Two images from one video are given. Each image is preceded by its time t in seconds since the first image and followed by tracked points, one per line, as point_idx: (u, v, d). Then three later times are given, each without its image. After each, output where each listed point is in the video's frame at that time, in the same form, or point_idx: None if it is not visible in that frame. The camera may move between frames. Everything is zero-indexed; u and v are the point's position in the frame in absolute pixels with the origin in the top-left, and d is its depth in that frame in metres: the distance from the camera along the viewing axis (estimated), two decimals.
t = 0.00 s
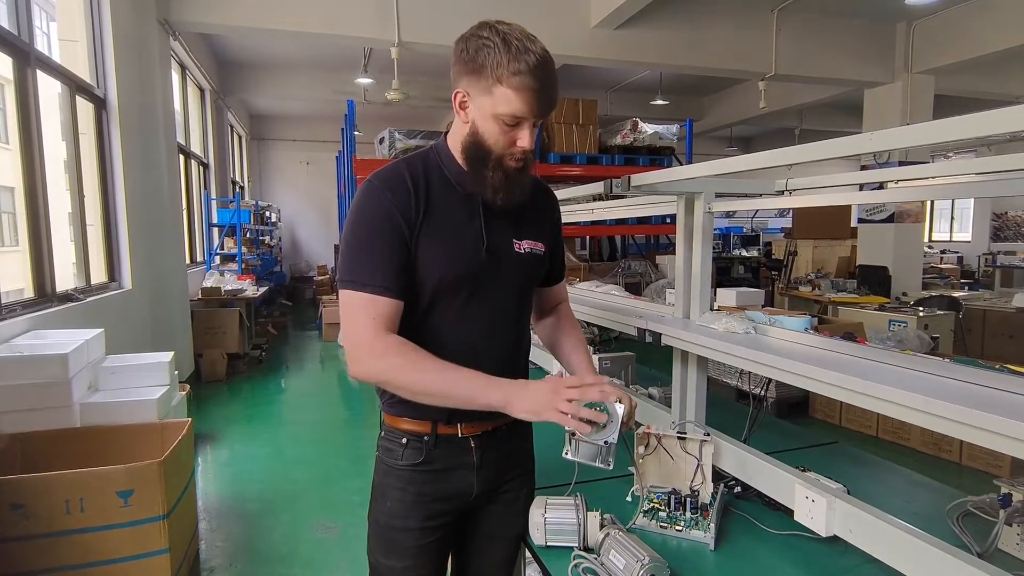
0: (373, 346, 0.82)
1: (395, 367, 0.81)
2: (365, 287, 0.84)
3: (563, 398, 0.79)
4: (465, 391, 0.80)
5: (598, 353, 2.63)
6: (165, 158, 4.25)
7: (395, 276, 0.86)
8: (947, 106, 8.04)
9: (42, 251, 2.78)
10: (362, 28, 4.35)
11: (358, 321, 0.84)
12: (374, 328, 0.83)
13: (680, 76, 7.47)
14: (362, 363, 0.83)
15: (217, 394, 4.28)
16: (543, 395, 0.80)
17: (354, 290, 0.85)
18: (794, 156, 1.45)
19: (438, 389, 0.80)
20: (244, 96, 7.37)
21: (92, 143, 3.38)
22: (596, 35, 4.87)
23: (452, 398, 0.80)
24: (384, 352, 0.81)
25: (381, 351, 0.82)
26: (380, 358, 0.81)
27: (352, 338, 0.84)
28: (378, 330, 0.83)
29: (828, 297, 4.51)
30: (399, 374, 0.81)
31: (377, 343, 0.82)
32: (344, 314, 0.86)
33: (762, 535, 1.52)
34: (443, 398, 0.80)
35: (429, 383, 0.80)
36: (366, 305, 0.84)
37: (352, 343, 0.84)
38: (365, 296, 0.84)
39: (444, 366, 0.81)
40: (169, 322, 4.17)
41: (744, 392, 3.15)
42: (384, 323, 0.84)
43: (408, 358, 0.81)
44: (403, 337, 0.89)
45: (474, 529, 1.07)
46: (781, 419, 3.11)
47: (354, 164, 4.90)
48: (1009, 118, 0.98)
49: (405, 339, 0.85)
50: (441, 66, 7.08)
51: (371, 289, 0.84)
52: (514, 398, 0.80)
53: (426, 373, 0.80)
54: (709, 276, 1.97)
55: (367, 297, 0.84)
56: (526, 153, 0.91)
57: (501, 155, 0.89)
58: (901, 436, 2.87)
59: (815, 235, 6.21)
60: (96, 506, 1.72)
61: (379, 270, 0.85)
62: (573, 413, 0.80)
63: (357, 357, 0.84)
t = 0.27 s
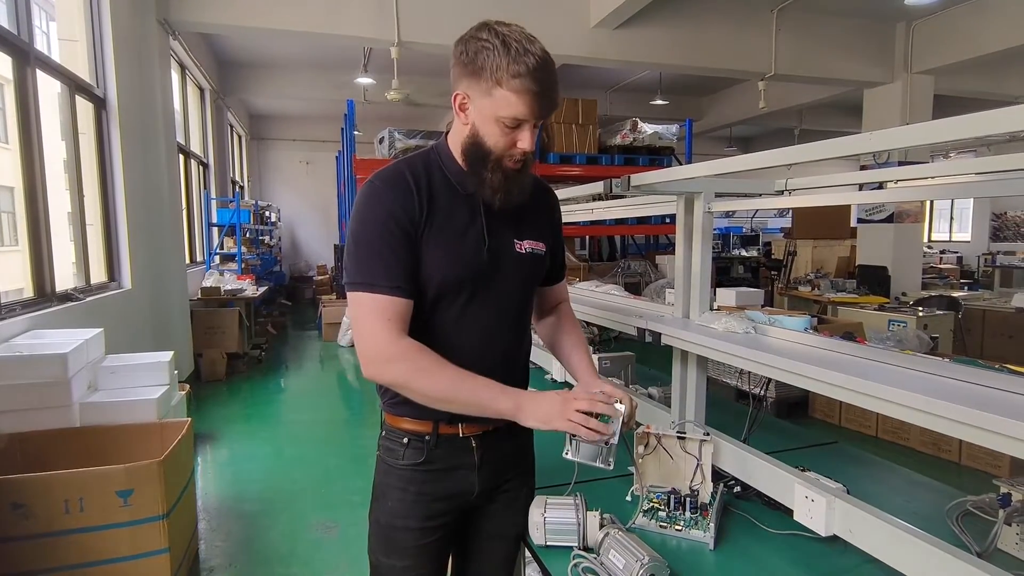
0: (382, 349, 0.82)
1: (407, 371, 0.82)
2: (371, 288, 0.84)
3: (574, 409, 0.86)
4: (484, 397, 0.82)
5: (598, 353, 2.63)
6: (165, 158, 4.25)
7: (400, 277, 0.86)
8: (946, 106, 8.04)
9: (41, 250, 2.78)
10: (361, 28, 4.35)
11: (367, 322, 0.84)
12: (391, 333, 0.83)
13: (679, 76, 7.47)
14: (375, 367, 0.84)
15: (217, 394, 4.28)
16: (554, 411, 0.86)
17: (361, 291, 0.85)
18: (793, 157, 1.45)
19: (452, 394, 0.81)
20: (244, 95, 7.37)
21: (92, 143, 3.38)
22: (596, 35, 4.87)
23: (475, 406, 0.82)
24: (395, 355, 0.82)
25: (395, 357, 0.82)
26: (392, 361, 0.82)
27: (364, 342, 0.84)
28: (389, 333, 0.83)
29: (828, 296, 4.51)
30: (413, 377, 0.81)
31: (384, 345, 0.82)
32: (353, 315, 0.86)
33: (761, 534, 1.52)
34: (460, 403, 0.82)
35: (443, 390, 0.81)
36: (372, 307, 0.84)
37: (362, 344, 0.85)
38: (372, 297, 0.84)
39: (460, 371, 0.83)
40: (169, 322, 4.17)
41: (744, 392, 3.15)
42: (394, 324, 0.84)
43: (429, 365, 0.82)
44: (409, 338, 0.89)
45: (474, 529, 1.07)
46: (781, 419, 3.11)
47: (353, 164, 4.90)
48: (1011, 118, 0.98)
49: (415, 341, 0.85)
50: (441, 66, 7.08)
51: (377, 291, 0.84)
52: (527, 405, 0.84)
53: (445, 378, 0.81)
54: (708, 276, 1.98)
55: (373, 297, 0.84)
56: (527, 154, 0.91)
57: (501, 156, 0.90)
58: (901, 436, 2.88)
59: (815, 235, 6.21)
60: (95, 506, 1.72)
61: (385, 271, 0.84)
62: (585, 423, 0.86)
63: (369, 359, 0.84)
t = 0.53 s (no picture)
0: (377, 346, 0.82)
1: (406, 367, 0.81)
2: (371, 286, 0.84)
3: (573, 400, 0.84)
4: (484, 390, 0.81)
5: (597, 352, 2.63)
6: (164, 158, 4.25)
7: (401, 276, 0.85)
8: (945, 105, 8.04)
9: (40, 250, 2.78)
10: (360, 28, 4.34)
11: (366, 320, 0.84)
12: (391, 331, 0.83)
13: (678, 76, 7.47)
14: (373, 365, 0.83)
15: (216, 394, 4.27)
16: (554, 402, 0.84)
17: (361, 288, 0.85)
18: (792, 156, 1.45)
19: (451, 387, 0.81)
20: (243, 95, 7.37)
21: (90, 142, 3.38)
22: (596, 34, 4.87)
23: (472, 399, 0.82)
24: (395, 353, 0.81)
25: (393, 355, 0.81)
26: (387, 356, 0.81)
27: (361, 340, 0.84)
28: (387, 330, 0.83)
29: (827, 296, 4.51)
30: (412, 375, 0.81)
31: (381, 342, 0.82)
32: (350, 313, 0.86)
33: (760, 534, 1.52)
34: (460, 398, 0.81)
35: (442, 385, 0.81)
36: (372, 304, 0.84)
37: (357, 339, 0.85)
38: (371, 294, 0.84)
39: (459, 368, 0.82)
40: (168, 322, 4.17)
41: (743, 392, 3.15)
42: (392, 323, 0.84)
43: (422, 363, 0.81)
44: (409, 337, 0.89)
45: (474, 528, 1.07)
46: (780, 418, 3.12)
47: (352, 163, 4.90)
48: (1012, 117, 0.98)
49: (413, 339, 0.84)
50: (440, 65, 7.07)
51: (377, 289, 0.84)
52: (525, 399, 0.83)
53: (441, 373, 0.81)
54: (707, 276, 1.97)
55: (372, 295, 0.84)
56: (525, 148, 0.90)
57: (498, 149, 0.88)
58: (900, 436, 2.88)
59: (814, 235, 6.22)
60: (95, 505, 1.72)
61: (384, 268, 0.84)
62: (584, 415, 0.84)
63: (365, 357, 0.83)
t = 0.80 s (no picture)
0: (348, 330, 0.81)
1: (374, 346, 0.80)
2: (364, 280, 0.83)
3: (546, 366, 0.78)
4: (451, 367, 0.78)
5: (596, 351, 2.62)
6: (163, 158, 4.25)
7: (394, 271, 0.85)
8: (944, 105, 8.05)
9: (40, 250, 2.77)
10: (359, 27, 4.34)
11: (343, 309, 0.83)
12: (359, 316, 0.82)
13: (677, 75, 7.47)
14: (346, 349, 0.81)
15: (216, 394, 4.27)
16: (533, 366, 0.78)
17: (352, 280, 0.84)
18: (793, 154, 1.44)
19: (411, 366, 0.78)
20: (242, 94, 7.36)
21: (90, 142, 3.38)
22: (595, 34, 4.87)
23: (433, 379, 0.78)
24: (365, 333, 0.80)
25: (364, 336, 0.80)
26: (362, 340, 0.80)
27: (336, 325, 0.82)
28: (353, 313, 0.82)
29: (826, 296, 4.51)
30: (383, 358, 0.79)
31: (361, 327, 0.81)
32: (333, 303, 0.85)
33: (760, 533, 1.51)
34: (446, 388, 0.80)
35: (406, 362, 0.78)
36: (363, 296, 0.83)
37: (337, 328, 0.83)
38: (361, 287, 0.83)
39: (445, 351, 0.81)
40: (167, 322, 4.16)
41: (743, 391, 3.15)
42: (372, 314, 0.84)
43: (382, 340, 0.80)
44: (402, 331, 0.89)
45: (474, 528, 1.07)
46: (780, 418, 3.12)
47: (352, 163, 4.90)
48: (1013, 114, 0.97)
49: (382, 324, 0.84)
50: (439, 65, 7.07)
51: (370, 282, 0.83)
52: (492, 370, 0.78)
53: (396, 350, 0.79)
54: (707, 275, 1.97)
55: (360, 288, 0.83)
56: (508, 120, 0.89)
57: (480, 120, 0.90)
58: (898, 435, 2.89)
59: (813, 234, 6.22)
60: (94, 505, 1.72)
61: (376, 263, 0.84)
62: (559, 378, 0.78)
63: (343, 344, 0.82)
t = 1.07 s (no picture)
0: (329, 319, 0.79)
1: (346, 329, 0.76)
2: (361, 276, 0.82)
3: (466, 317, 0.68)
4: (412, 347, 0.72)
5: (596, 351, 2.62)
6: (163, 158, 4.25)
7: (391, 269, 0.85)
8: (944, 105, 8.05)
9: (40, 251, 2.77)
10: (359, 27, 4.34)
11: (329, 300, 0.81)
12: (343, 306, 0.80)
13: (677, 75, 7.47)
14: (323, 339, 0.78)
15: (215, 394, 4.27)
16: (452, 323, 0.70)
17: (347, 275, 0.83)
18: (793, 154, 1.44)
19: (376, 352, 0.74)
20: (242, 94, 7.36)
21: (89, 142, 3.37)
22: (594, 34, 4.87)
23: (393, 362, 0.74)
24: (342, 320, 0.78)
25: (341, 322, 0.77)
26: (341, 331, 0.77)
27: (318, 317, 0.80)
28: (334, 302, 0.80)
29: (826, 295, 4.52)
30: (353, 345, 0.76)
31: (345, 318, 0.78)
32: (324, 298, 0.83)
33: (760, 533, 1.51)
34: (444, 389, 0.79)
35: (367, 343, 0.75)
36: (357, 293, 0.82)
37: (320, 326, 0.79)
38: (355, 282, 0.82)
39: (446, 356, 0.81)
40: (167, 322, 4.16)
41: (743, 391, 3.15)
42: (365, 309, 0.83)
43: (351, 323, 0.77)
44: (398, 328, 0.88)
45: (474, 529, 1.07)
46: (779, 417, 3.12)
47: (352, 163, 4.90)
48: (1013, 114, 0.97)
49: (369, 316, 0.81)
50: (439, 65, 7.07)
51: (366, 279, 0.83)
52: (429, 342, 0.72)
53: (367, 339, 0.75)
54: (706, 275, 1.97)
55: (356, 285, 0.82)
56: (508, 118, 0.89)
57: (481, 117, 0.90)
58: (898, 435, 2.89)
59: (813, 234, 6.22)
60: (93, 506, 1.72)
61: (373, 261, 0.84)
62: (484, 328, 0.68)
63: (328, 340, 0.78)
